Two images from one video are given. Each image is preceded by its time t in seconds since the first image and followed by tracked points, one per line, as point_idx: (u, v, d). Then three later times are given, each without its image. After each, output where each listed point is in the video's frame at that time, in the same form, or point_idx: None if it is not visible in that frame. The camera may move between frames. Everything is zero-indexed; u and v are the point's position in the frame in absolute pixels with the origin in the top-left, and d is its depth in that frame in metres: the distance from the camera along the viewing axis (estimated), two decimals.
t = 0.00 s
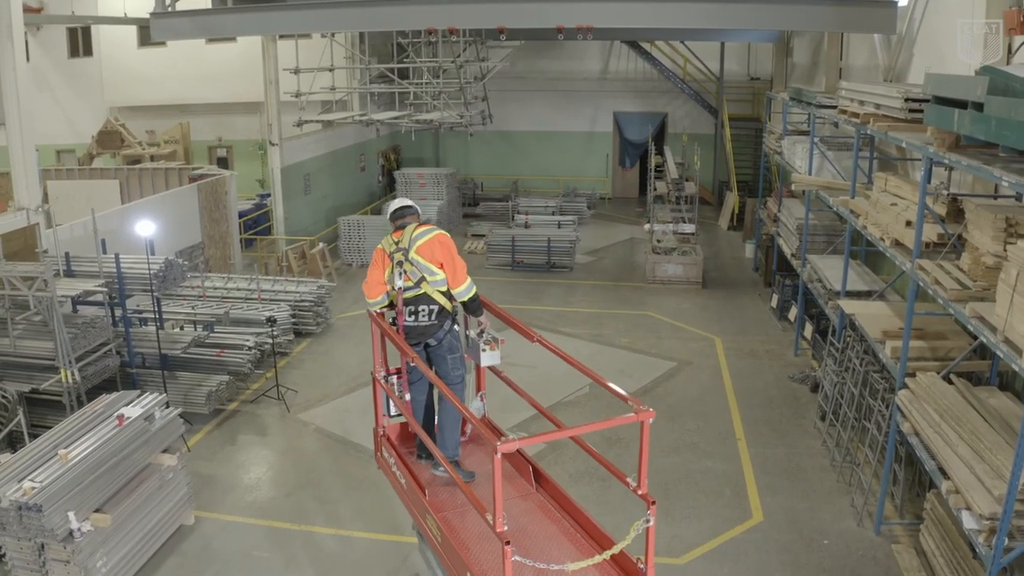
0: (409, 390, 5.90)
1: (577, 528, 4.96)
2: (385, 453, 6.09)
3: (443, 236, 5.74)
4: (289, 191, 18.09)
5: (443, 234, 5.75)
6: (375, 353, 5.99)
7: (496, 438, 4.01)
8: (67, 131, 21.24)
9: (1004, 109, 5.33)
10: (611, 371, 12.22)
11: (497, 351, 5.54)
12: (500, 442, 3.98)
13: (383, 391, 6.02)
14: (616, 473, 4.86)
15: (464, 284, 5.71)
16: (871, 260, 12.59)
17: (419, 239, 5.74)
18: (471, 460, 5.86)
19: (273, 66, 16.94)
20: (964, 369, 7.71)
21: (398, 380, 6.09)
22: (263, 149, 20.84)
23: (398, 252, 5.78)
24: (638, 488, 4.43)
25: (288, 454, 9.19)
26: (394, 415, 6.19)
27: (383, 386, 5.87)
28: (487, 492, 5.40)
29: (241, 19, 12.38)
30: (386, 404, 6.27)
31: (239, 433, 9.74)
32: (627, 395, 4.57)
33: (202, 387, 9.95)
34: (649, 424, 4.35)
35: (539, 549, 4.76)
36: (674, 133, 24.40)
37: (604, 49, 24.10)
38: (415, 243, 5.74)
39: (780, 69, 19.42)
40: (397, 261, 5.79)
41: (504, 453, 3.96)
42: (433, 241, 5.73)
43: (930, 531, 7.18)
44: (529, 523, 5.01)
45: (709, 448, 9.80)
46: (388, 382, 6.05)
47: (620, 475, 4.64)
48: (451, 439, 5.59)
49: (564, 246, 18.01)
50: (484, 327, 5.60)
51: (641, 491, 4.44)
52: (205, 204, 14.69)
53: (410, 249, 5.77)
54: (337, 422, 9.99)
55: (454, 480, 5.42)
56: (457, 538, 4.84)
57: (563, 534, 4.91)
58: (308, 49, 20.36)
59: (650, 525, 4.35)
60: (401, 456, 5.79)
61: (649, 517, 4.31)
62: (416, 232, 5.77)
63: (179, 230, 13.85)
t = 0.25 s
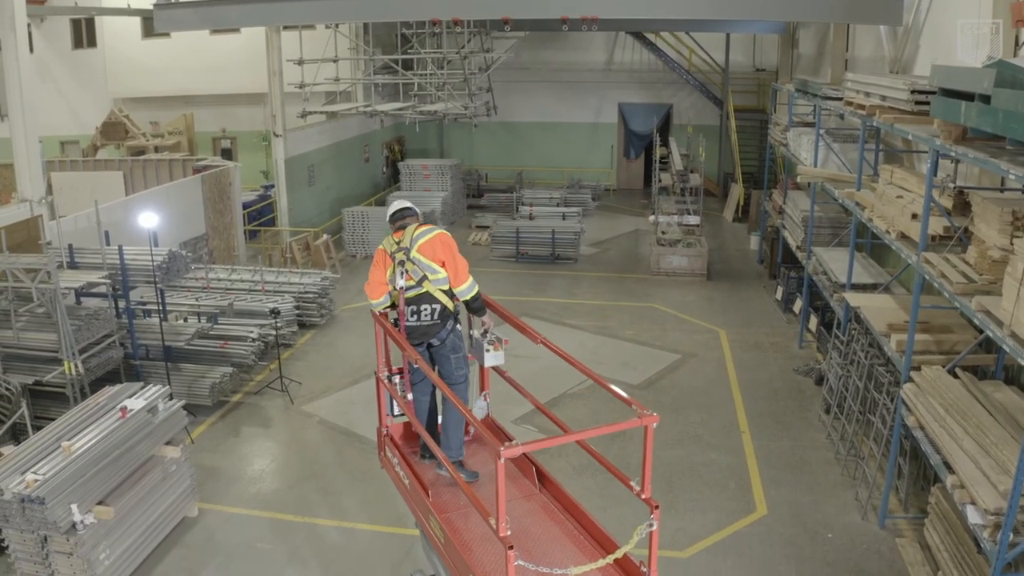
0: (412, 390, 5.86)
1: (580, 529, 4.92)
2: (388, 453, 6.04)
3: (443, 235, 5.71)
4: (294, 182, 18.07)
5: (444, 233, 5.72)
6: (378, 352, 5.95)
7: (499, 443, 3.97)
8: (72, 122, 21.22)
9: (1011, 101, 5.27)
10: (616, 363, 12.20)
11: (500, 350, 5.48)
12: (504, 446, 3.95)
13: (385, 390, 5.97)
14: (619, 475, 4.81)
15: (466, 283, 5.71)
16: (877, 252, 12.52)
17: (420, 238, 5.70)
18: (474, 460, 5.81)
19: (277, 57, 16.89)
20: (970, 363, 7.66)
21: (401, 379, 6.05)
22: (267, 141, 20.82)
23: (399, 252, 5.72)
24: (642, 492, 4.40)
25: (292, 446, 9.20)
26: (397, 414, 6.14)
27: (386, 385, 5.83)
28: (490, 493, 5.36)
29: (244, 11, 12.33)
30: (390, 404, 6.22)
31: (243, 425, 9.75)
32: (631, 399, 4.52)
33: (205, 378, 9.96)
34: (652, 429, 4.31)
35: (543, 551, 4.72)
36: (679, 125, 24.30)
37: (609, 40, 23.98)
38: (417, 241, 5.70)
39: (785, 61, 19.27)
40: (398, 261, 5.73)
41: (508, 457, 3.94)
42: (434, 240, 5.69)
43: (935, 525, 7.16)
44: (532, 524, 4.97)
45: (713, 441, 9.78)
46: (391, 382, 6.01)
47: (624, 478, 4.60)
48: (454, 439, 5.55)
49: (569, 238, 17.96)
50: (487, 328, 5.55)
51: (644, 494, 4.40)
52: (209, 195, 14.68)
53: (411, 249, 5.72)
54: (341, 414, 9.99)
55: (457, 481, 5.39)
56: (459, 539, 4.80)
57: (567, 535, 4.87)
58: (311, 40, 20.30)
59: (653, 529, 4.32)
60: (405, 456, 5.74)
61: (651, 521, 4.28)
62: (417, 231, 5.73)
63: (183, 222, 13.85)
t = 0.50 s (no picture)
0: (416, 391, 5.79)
1: (583, 531, 4.89)
2: (390, 453, 5.99)
3: (445, 236, 5.68)
4: (298, 173, 18.04)
5: (446, 233, 5.69)
6: (381, 352, 5.88)
7: (501, 448, 3.94)
8: (75, 113, 20.93)
9: (1019, 94, 5.21)
10: (620, 355, 12.17)
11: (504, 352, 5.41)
12: (506, 451, 3.91)
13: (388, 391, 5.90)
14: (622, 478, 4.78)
15: (469, 283, 5.71)
16: (882, 245, 12.46)
17: (423, 238, 5.66)
18: (478, 461, 5.78)
19: (281, 48, 16.83)
20: (975, 357, 7.62)
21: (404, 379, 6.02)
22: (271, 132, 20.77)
23: (402, 252, 5.67)
24: (645, 496, 4.36)
25: (295, 438, 9.21)
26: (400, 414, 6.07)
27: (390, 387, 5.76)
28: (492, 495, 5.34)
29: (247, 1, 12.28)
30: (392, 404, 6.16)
31: (246, 417, 9.77)
32: (633, 403, 4.47)
33: (209, 370, 9.97)
34: (655, 434, 4.26)
35: (545, 553, 4.70)
36: (684, 116, 24.18)
37: (614, 31, 23.86)
38: (419, 242, 5.66)
39: (791, 54, 18.91)
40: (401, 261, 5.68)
41: (511, 463, 3.90)
42: (437, 240, 5.66)
43: (939, 520, 7.14)
44: (535, 525, 4.95)
45: (717, 434, 9.75)
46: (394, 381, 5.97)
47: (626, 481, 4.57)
48: (457, 439, 5.53)
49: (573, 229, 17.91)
50: (490, 328, 5.51)
51: (647, 498, 4.37)
52: (213, 187, 14.67)
53: (414, 249, 5.68)
54: (344, 406, 9.99)
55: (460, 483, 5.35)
56: (462, 541, 4.77)
57: (569, 537, 4.84)
58: (316, 30, 20.21)
59: (656, 534, 4.29)
60: (407, 456, 5.72)
61: (654, 526, 4.25)
62: (420, 231, 5.69)
63: (187, 213, 13.84)
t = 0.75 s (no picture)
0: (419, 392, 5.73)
1: (587, 533, 4.82)
2: (393, 453, 5.93)
3: (450, 236, 5.61)
4: (302, 164, 18.00)
5: (451, 234, 5.64)
6: (384, 352, 5.82)
7: (504, 454, 3.88)
8: (79, 104, 20.64)
9: None
10: (624, 347, 12.14)
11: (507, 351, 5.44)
12: (508, 457, 3.84)
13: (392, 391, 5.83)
14: (626, 480, 4.70)
15: (474, 283, 5.62)
16: (888, 237, 12.40)
17: (428, 238, 5.60)
18: (481, 462, 5.72)
19: (284, 38, 16.76)
20: (981, 350, 7.57)
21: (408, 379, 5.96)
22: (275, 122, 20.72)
23: (406, 252, 5.61)
24: (648, 500, 4.29)
25: (298, 430, 9.21)
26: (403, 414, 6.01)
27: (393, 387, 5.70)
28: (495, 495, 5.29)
29: None
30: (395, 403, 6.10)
31: (250, 408, 9.77)
32: (637, 405, 4.38)
33: (213, 361, 9.97)
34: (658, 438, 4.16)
35: (548, 554, 4.63)
36: (689, 107, 24.07)
37: (619, 21, 23.72)
38: (424, 242, 5.60)
39: (796, 43, 18.93)
40: (405, 261, 5.62)
41: (513, 469, 3.83)
42: (442, 241, 5.61)
43: (943, 513, 7.11)
44: (538, 526, 4.87)
45: (722, 426, 9.73)
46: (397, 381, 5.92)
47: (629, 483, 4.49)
48: (461, 439, 5.48)
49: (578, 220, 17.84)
50: (494, 327, 5.47)
51: (651, 502, 4.30)
52: (217, 178, 14.66)
53: (418, 249, 5.62)
54: (348, 397, 9.99)
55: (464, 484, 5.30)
56: (465, 544, 4.72)
57: (573, 539, 4.77)
58: (319, 21, 20.12)
59: (659, 537, 4.23)
60: (410, 456, 5.68)
61: (658, 529, 4.19)
62: (425, 231, 5.63)
63: (190, 205, 13.82)
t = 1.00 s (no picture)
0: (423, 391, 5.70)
1: (590, 534, 4.75)
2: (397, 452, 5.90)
3: (455, 236, 5.54)
4: (305, 155, 17.97)
5: (455, 234, 5.56)
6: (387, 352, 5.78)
7: (507, 458, 3.83)
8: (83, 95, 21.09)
9: None
10: (628, 339, 12.11)
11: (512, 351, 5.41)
12: (511, 462, 3.80)
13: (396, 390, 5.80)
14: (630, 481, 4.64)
15: (479, 283, 5.54)
16: (893, 229, 12.33)
17: (433, 238, 5.53)
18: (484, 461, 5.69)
19: (287, 28, 16.68)
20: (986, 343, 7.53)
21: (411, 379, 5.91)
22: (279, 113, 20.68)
23: (410, 252, 5.54)
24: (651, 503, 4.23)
25: (302, 421, 9.21)
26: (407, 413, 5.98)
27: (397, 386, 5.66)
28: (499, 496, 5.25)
29: None
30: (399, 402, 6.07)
31: (253, 400, 9.78)
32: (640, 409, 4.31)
33: (216, 352, 9.98)
34: (662, 442, 4.10)
35: (551, 555, 4.56)
36: (694, 98, 23.95)
37: (624, 11, 23.58)
38: (428, 242, 5.54)
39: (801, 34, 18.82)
40: (409, 261, 5.55)
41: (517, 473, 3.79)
42: (447, 241, 5.53)
43: (948, 507, 7.09)
44: (541, 527, 4.79)
45: (726, 419, 9.71)
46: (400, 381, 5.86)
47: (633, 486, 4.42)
48: (464, 439, 5.44)
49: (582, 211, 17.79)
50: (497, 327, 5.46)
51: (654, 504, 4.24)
52: (220, 169, 14.64)
53: (422, 249, 5.55)
54: (352, 389, 9.99)
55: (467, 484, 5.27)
56: (468, 544, 4.69)
57: (576, 540, 4.70)
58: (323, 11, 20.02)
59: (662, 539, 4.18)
60: (413, 455, 5.64)
61: (660, 532, 4.14)
62: (429, 231, 5.56)
63: (194, 196, 13.80)
